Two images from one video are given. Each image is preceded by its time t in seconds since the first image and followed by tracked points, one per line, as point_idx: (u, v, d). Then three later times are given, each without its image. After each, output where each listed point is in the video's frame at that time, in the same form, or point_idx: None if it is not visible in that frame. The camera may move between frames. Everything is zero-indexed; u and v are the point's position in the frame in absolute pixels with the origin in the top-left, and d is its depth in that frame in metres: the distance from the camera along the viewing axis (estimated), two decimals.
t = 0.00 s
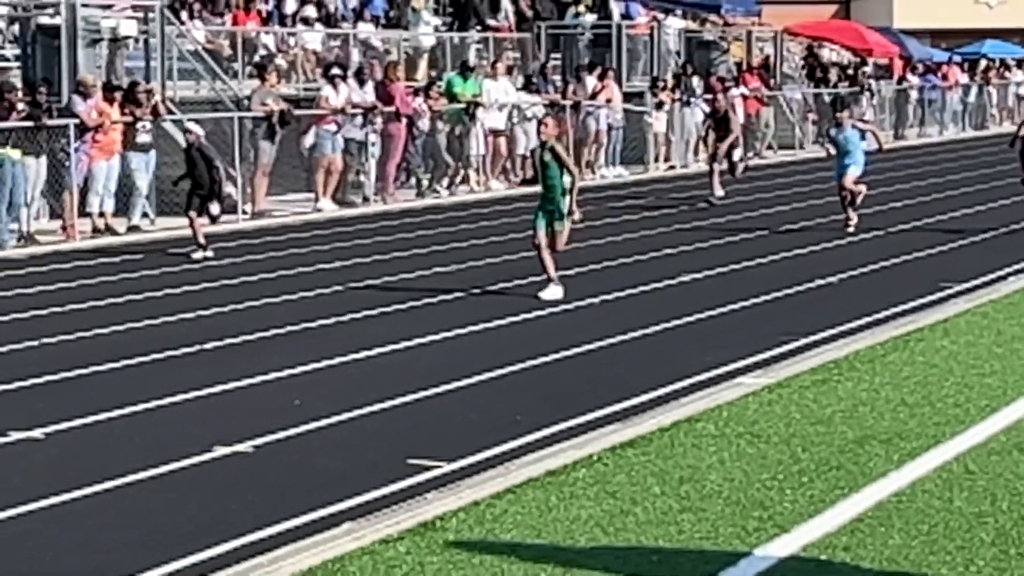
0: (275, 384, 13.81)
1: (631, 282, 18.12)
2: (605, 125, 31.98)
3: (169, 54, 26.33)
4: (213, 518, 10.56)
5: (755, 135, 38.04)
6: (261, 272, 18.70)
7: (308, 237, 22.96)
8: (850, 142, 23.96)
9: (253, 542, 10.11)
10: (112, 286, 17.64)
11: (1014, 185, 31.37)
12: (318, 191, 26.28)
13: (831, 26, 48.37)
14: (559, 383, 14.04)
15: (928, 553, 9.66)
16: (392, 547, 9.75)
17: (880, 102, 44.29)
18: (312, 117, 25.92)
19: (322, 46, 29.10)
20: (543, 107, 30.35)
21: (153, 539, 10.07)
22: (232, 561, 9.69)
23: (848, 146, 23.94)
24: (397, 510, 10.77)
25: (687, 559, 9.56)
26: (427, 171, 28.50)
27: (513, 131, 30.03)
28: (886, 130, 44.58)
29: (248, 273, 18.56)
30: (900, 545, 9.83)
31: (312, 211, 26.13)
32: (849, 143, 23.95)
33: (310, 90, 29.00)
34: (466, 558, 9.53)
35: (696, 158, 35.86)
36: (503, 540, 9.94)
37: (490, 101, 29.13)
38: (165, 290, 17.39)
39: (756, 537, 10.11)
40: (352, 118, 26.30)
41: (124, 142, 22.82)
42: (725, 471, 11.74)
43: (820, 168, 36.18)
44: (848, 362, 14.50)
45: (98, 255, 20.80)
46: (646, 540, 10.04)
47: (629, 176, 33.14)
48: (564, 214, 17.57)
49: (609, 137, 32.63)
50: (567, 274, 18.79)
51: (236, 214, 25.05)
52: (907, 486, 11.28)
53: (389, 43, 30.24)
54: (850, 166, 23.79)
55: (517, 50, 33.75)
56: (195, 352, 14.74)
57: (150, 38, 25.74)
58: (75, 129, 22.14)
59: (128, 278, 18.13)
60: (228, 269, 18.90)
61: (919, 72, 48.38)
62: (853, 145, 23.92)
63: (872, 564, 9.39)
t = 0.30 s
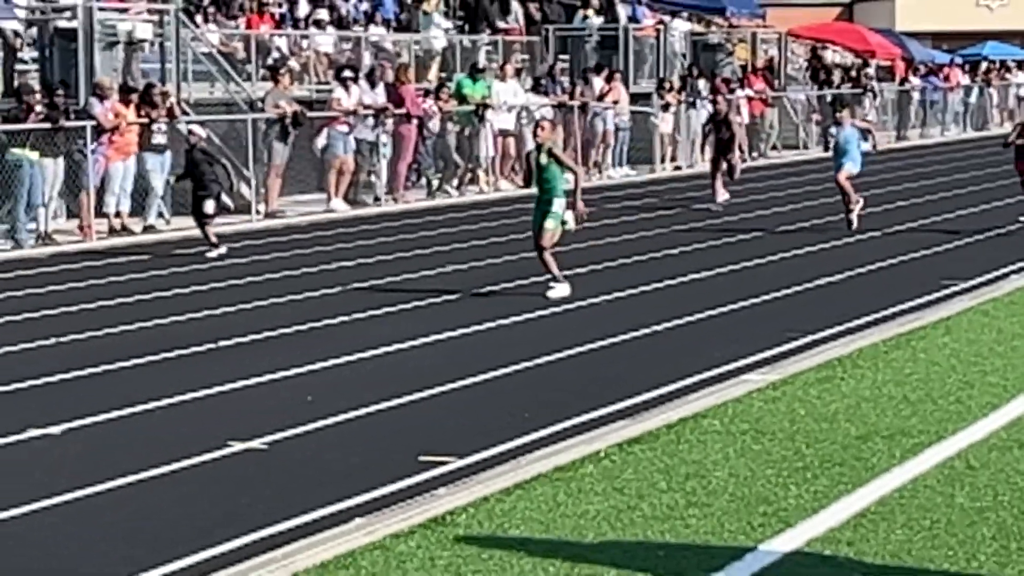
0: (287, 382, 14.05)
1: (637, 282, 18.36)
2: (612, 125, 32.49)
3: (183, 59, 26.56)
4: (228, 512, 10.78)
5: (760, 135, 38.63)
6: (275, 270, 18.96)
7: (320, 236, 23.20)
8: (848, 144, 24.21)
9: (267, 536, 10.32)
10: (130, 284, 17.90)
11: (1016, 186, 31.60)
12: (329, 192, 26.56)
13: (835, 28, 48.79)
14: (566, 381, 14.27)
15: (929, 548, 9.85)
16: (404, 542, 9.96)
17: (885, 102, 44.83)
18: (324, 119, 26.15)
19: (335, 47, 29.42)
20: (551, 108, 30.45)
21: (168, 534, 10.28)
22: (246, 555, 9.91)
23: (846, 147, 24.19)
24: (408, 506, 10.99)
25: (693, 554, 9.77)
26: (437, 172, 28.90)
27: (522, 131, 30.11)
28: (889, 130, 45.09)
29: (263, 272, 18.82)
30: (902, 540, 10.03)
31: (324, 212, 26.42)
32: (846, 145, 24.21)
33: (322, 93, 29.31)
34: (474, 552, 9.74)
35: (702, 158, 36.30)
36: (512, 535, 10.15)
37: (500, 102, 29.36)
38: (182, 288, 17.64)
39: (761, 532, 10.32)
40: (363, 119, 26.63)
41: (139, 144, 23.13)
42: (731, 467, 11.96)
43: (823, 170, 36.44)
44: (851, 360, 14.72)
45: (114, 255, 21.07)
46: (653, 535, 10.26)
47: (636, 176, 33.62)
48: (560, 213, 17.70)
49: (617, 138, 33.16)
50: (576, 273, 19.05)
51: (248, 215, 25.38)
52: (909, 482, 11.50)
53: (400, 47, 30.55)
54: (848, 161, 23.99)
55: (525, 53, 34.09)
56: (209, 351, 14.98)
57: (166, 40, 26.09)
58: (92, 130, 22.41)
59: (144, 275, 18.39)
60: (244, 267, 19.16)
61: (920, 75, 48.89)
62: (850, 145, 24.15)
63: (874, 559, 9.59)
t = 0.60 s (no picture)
0: (305, 378, 14.38)
1: (646, 280, 18.70)
2: (622, 129, 32.96)
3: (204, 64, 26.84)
4: (250, 506, 11.11)
5: (766, 137, 39.24)
6: (291, 270, 19.31)
7: (336, 236, 23.60)
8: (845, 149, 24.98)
9: (288, 528, 10.65)
10: (150, 283, 18.24)
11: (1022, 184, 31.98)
12: (346, 194, 27.03)
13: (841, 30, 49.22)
14: (578, 377, 14.60)
15: (933, 540, 10.16)
16: (420, 534, 10.28)
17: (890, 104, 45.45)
18: (342, 122, 26.70)
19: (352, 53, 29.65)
20: (563, 111, 30.95)
21: (193, 526, 10.61)
22: (269, 546, 10.23)
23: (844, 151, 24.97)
24: (425, 499, 11.32)
25: (702, 547, 10.09)
26: (452, 173, 29.31)
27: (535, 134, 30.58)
28: (893, 132, 45.60)
29: (280, 272, 19.17)
30: (907, 532, 10.35)
31: (342, 212, 26.85)
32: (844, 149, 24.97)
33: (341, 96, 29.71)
34: (489, 544, 10.06)
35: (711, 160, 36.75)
36: (527, 528, 10.48)
37: (513, 105, 29.84)
38: (201, 287, 17.99)
39: (768, 524, 10.64)
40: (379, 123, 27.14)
41: (162, 148, 23.53)
42: (739, 461, 12.29)
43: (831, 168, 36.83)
44: (857, 357, 15.04)
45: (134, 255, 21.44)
46: (663, 528, 10.58)
47: (647, 178, 33.97)
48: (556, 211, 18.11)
49: (628, 140, 33.54)
50: (586, 272, 19.39)
51: (268, 215, 25.82)
52: (913, 476, 11.82)
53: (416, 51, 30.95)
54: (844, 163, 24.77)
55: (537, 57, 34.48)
56: (228, 348, 15.32)
57: (187, 46, 26.34)
58: (114, 134, 22.95)
59: (163, 275, 18.75)
60: (260, 268, 19.51)
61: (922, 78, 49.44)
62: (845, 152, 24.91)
63: (880, 551, 9.90)
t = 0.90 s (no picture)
0: (318, 378, 14.74)
1: (650, 281, 19.08)
2: (628, 132, 33.84)
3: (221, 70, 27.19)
4: (269, 500, 11.45)
5: (769, 140, 39.91)
6: (304, 272, 19.68)
7: (349, 238, 23.98)
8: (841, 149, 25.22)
9: (307, 521, 10.98)
10: (166, 284, 18.60)
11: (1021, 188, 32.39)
12: (359, 196, 27.53)
13: (841, 37, 50.11)
14: (585, 375, 14.96)
15: (934, 533, 10.49)
16: (434, 528, 10.62)
17: (888, 108, 46.53)
18: (355, 127, 27.21)
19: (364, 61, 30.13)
20: (570, 115, 31.73)
21: (215, 518, 10.95)
22: (290, 537, 10.57)
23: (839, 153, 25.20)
24: (437, 494, 11.67)
25: (709, 540, 10.43)
26: (462, 177, 29.85)
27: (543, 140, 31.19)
28: (893, 136, 46.82)
29: (292, 273, 19.53)
30: (908, 525, 10.69)
31: (355, 216, 27.35)
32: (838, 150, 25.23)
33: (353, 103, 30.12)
34: (499, 538, 10.38)
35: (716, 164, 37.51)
36: (538, 522, 10.82)
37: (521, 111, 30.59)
38: (217, 288, 18.34)
39: (772, 518, 10.99)
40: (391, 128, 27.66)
41: (179, 152, 23.86)
42: (743, 456, 12.63)
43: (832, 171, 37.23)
44: (858, 355, 15.38)
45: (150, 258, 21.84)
46: (670, 522, 10.93)
47: (651, 181, 34.84)
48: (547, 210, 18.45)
49: (634, 143, 34.44)
50: (591, 274, 19.79)
51: (283, 218, 26.29)
52: (914, 470, 12.17)
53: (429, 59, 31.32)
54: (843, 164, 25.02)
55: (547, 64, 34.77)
56: (244, 347, 15.69)
57: (204, 53, 26.67)
58: (134, 139, 23.41)
59: (175, 277, 19.08)
60: (274, 269, 19.89)
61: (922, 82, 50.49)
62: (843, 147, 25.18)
63: (882, 543, 10.24)
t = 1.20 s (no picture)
0: (329, 374, 15.02)
1: (656, 280, 19.36)
2: (635, 133, 34.26)
3: (236, 73, 27.48)
4: (283, 494, 11.72)
5: (774, 140, 40.18)
6: (316, 271, 19.95)
7: (359, 237, 24.25)
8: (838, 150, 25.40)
9: (319, 515, 11.26)
10: (181, 282, 18.88)
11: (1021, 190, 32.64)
12: (371, 197, 27.80)
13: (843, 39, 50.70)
14: (591, 371, 15.24)
15: (935, 526, 10.75)
16: (444, 522, 10.89)
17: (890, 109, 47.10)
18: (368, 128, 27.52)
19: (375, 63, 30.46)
20: (578, 116, 32.12)
21: (230, 513, 11.22)
22: (303, 530, 10.84)
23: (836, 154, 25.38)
24: (447, 489, 11.94)
25: (714, 533, 10.69)
26: (472, 177, 30.21)
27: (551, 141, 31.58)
28: (895, 136, 47.41)
29: (304, 272, 19.80)
30: (909, 518, 10.95)
31: (367, 215, 27.63)
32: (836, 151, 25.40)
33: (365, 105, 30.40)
34: (508, 532, 10.65)
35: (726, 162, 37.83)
36: (546, 516, 11.09)
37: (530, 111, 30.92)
38: (232, 287, 18.61)
39: (776, 511, 11.26)
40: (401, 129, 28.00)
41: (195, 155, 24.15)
42: (748, 451, 12.90)
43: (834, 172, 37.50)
44: (860, 351, 15.66)
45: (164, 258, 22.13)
46: (676, 515, 11.20)
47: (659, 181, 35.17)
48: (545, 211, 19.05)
49: (641, 144, 34.79)
50: (597, 272, 20.08)
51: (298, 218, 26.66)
52: (916, 464, 12.43)
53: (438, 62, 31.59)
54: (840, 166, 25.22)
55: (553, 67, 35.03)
56: (258, 345, 15.97)
57: (218, 57, 26.92)
58: (148, 141, 23.72)
59: (186, 276, 19.31)
60: (287, 267, 20.16)
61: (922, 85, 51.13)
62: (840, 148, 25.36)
63: (883, 536, 10.50)
